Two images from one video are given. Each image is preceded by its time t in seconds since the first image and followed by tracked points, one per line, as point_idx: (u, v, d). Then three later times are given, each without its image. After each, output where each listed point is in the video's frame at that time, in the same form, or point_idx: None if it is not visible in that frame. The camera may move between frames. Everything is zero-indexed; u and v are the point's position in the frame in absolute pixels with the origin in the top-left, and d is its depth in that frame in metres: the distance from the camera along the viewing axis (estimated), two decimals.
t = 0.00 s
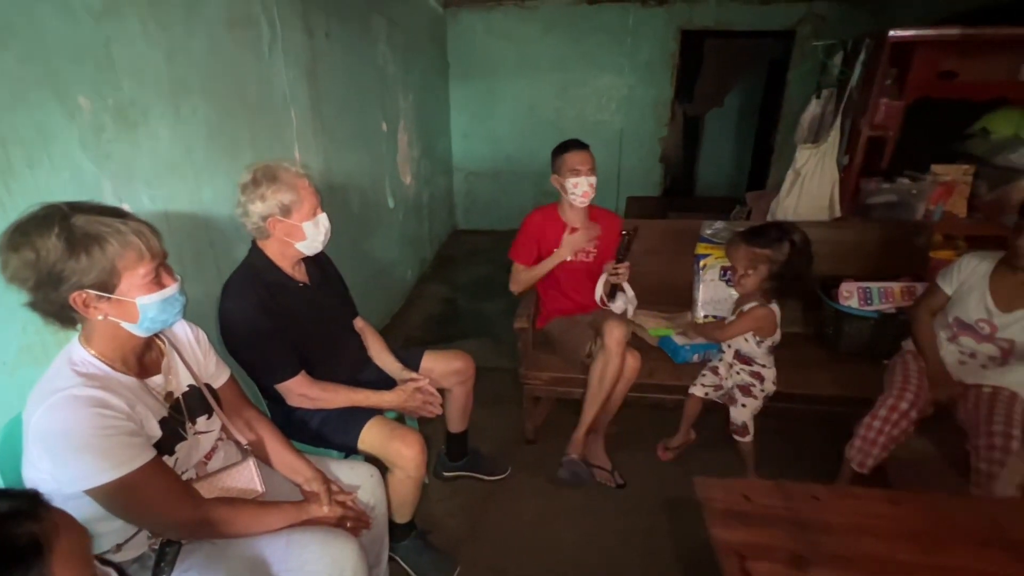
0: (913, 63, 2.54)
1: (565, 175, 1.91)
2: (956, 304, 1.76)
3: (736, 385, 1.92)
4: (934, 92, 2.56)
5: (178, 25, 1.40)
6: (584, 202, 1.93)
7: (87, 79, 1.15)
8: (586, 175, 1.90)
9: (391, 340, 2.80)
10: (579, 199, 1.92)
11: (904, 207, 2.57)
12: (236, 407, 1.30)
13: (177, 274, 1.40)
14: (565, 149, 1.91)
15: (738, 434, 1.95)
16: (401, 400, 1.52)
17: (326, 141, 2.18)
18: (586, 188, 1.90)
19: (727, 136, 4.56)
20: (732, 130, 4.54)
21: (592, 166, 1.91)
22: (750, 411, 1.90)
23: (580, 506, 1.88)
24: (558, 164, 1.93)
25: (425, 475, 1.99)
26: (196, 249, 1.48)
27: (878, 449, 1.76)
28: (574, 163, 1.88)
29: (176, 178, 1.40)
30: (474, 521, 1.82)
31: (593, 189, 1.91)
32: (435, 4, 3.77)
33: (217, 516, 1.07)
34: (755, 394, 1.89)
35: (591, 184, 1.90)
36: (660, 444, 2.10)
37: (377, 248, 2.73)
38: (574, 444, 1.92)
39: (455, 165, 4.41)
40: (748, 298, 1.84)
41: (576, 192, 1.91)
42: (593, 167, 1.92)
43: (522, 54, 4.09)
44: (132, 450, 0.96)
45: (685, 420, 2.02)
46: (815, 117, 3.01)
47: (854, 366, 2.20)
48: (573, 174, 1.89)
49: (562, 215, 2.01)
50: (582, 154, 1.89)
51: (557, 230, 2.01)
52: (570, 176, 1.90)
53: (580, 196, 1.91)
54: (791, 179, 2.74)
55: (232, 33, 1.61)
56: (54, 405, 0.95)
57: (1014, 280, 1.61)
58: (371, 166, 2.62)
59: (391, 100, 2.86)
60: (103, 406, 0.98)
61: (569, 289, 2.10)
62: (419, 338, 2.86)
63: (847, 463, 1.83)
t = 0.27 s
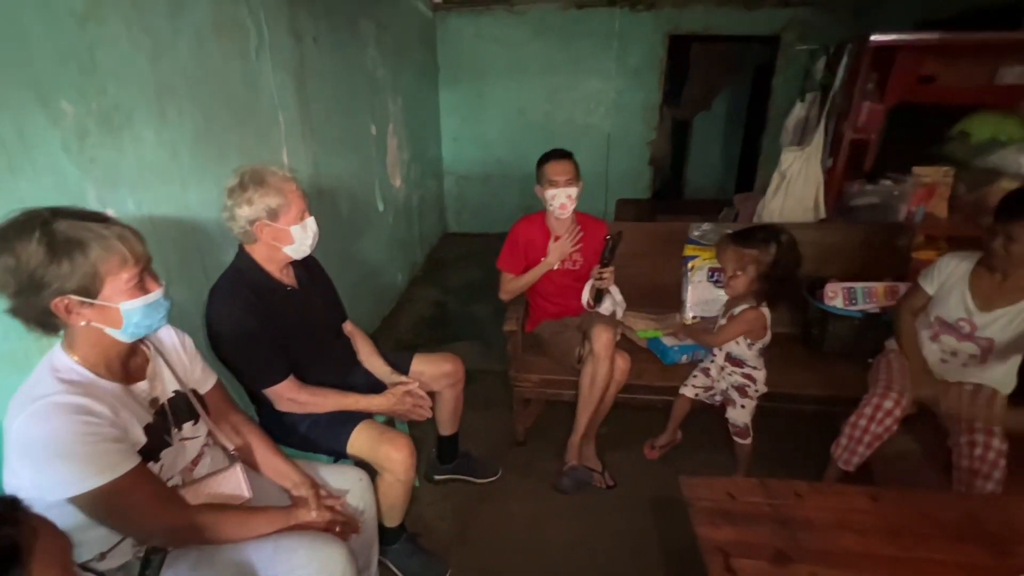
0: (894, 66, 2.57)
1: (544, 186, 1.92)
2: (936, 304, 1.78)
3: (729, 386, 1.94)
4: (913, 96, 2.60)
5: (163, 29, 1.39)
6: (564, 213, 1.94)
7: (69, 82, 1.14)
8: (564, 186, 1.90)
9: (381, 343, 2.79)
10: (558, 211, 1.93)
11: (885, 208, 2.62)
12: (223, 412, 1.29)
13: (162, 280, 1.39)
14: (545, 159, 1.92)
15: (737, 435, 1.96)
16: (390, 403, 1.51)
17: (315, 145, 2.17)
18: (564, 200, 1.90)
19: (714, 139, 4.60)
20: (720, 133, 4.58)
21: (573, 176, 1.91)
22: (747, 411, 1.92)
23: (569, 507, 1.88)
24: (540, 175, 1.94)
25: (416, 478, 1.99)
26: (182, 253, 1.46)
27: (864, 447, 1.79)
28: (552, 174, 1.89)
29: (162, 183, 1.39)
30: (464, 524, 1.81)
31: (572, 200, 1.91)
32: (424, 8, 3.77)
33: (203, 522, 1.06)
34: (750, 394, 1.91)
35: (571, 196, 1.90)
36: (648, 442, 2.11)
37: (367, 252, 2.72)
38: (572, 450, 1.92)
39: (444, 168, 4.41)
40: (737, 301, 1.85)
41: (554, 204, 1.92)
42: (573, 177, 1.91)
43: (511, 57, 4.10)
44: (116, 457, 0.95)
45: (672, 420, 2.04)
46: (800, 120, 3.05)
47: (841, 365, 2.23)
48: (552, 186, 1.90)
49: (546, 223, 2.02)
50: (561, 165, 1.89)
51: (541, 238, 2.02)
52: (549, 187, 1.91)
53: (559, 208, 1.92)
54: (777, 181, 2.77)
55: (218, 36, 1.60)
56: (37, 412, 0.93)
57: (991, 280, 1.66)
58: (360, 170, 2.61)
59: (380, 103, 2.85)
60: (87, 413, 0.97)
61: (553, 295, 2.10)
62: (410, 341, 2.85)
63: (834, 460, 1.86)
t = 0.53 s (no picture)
0: (879, 70, 2.63)
1: (534, 193, 1.93)
2: (920, 305, 1.81)
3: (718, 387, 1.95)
4: (897, 101, 2.66)
5: (151, 33, 1.38)
6: (554, 219, 1.94)
7: (55, 86, 1.13)
8: (554, 192, 1.91)
9: (373, 346, 2.78)
10: (548, 217, 1.93)
11: (871, 210, 2.66)
12: (212, 417, 1.28)
13: (150, 285, 1.37)
14: (536, 166, 1.92)
15: (727, 436, 1.97)
16: (382, 406, 1.51)
17: (305, 148, 2.16)
18: (554, 207, 1.91)
19: (704, 143, 4.64)
20: (709, 137, 4.62)
21: (563, 183, 1.91)
22: (736, 412, 1.93)
23: (560, 510, 1.88)
24: (530, 181, 1.94)
25: (408, 482, 1.98)
26: (170, 258, 1.45)
27: (853, 446, 1.80)
28: (543, 180, 1.90)
29: (150, 187, 1.38)
30: (455, 527, 1.81)
31: (562, 206, 1.92)
32: (415, 12, 3.78)
33: (193, 528, 1.05)
34: (739, 394, 1.92)
35: (561, 202, 1.91)
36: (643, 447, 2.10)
37: (358, 255, 2.71)
38: (563, 454, 1.93)
39: (436, 172, 4.41)
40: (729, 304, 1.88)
41: (544, 210, 1.93)
42: (563, 184, 1.92)
43: (502, 61, 4.11)
44: (103, 464, 0.94)
45: (664, 422, 2.05)
46: (786, 124, 3.10)
47: (829, 365, 2.25)
48: (541, 192, 1.91)
49: (536, 229, 2.03)
50: (552, 172, 1.89)
51: (532, 243, 2.03)
52: (539, 194, 1.92)
53: (548, 214, 1.93)
54: (765, 184, 2.81)
55: (207, 40, 1.59)
56: (22, 419, 0.92)
57: (972, 280, 1.67)
58: (351, 173, 2.60)
59: (371, 107, 2.85)
60: (73, 420, 0.96)
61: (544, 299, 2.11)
62: (402, 344, 2.85)
63: (823, 460, 1.87)
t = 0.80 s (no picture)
0: (870, 72, 2.65)
1: (530, 194, 1.93)
2: (910, 305, 1.83)
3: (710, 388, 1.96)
4: (886, 103, 2.67)
5: (145, 34, 1.38)
6: (548, 220, 1.95)
7: (48, 87, 1.12)
8: (549, 194, 1.91)
9: (368, 348, 2.78)
10: (543, 218, 1.94)
11: (863, 212, 2.68)
12: (207, 419, 1.28)
13: (144, 286, 1.37)
14: (531, 167, 1.92)
15: (717, 435, 1.99)
16: (377, 408, 1.51)
17: (300, 150, 2.16)
18: (548, 208, 1.91)
19: (698, 145, 4.66)
20: (703, 138, 4.64)
21: (558, 185, 1.92)
22: (728, 412, 1.95)
23: (555, 512, 1.88)
24: (526, 182, 1.95)
25: (404, 484, 1.98)
26: (164, 259, 1.44)
27: (842, 443, 1.80)
28: (538, 181, 1.90)
29: (143, 189, 1.37)
30: (451, 529, 1.81)
31: (557, 207, 1.92)
32: (410, 13, 3.78)
33: (187, 531, 1.04)
34: (731, 395, 1.92)
35: (556, 203, 1.92)
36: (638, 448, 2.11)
37: (353, 257, 2.70)
38: (561, 456, 1.93)
39: (430, 173, 4.41)
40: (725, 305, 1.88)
41: (538, 211, 1.93)
42: (559, 186, 1.92)
43: (496, 62, 4.12)
44: (97, 467, 0.93)
45: (659, 422, 2.05)
46: (779, 126, 3.12)
47: (822, 365, 2.27)
48: (537, 193, 1.91)
49: (531, 230, 2.03)
50: (547, 173, 1.90)
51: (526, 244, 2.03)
52: (534, 195, 1.92)
53: (543, 215, 1.93)
54: (758, 185, 2.82)
55: (201, 41, 1.59)
56: (15, 423, 0.91)
57: (961, 281, 1.70)
58: (345, 175, 2.59)
59: (366, 108, 2.85)
60: (68, 423, 0.95)
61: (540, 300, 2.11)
62: (397, 346, 2.84)
63: (814, 457, 1.88)
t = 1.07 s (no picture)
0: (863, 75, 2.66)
1: (528, 191, 1.94)
2: (905, 306, 1.83)
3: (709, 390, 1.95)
4: (881, 104, 2.69)
5: (140, 36, 1.37)
6: (546, 217, 1.95)
7: (43, 89, 1.11)
8: (549, 191, 1.91)
9: (364, 350, 2.77)
10: (540, 215, 1.94)
11: (857, 213, 2.67)
12: (204, 422, 1.27)
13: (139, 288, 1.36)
14: (532, 164, 1.92)
15: (715, 435, 1.99)
16: (374, 411, 1.50)
17: (296, 152, 2.16)
18: (547, 205, 1.92)
19: (693, 147, 4.68)
20: (698, 141, 4.65)
21: (558, 183, 1.92)
22: (726, 413, 1.94)
23: (553, 514, 1.88)
24: (525, 179, 1.95)
25: (401, 486, 1.97)
26: (160, 262, 1.43)
27: (842, 445, 1.80)
28: (537, 179, 1.90)
29: (138, 191, 1.36)
30: (448, 531, 1.80)
31: (555, 205, 1.93)
32: (406, 15, 3.78)
33: (184, 534, 1.04)
34: (729, 397, 1.93)
35: (555, 201, 1.92)
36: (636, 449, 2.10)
37: (349, 258, 2.70)
38: (556, 458, 1.92)
39: (427, 175, 4.40)
40: (725, 308, 1.87)
41: (537, 208, 1.93)
42: (559, 184, 1.93)
43: (492, 65, 4.12)
44: (92, 470, 0.93)
45: (656, 424, 2.05)
46: (774, 128, 3.13)
47: (818, 366, 2.27)
48: (536, 190, 1.92)
49: (528, 229, 2.04)
50: (548, 171, 1.90)
51: (523, 243, 2.03)
52: (533, 191, 1.92)
53: (541, 212, 1.94)
54: (754, 187, 2.83)
55: (197, 43, 1.58)
56: (10, 426, 0.91)
57: (954, 281, 1.70)
58: (341, 176, 2.59)
59: (362, 110, 2.84)
60: (63, 426, 0.95)
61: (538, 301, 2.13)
62: (393, 348, 2.84)
63: (813, 460, 1.87)
